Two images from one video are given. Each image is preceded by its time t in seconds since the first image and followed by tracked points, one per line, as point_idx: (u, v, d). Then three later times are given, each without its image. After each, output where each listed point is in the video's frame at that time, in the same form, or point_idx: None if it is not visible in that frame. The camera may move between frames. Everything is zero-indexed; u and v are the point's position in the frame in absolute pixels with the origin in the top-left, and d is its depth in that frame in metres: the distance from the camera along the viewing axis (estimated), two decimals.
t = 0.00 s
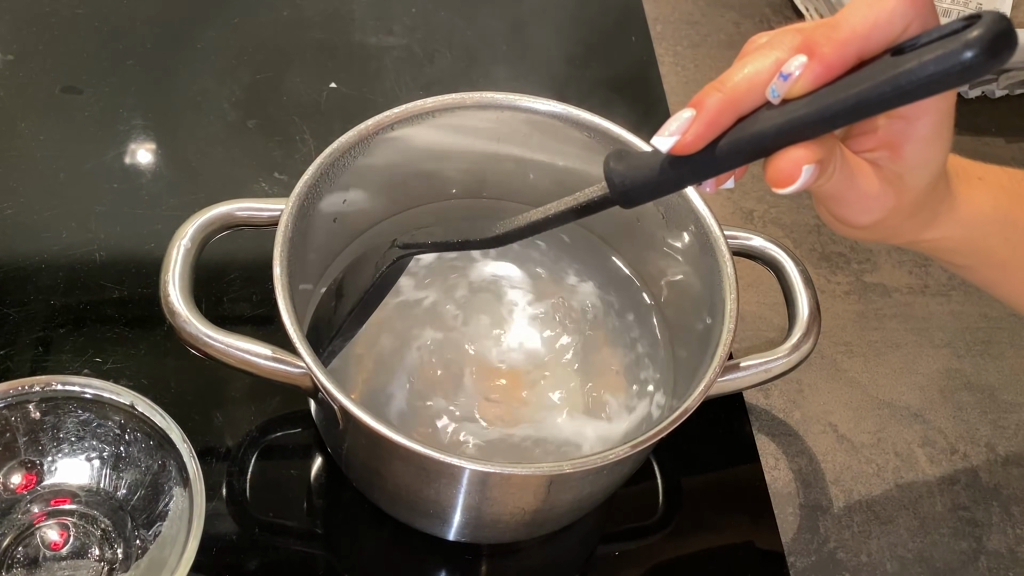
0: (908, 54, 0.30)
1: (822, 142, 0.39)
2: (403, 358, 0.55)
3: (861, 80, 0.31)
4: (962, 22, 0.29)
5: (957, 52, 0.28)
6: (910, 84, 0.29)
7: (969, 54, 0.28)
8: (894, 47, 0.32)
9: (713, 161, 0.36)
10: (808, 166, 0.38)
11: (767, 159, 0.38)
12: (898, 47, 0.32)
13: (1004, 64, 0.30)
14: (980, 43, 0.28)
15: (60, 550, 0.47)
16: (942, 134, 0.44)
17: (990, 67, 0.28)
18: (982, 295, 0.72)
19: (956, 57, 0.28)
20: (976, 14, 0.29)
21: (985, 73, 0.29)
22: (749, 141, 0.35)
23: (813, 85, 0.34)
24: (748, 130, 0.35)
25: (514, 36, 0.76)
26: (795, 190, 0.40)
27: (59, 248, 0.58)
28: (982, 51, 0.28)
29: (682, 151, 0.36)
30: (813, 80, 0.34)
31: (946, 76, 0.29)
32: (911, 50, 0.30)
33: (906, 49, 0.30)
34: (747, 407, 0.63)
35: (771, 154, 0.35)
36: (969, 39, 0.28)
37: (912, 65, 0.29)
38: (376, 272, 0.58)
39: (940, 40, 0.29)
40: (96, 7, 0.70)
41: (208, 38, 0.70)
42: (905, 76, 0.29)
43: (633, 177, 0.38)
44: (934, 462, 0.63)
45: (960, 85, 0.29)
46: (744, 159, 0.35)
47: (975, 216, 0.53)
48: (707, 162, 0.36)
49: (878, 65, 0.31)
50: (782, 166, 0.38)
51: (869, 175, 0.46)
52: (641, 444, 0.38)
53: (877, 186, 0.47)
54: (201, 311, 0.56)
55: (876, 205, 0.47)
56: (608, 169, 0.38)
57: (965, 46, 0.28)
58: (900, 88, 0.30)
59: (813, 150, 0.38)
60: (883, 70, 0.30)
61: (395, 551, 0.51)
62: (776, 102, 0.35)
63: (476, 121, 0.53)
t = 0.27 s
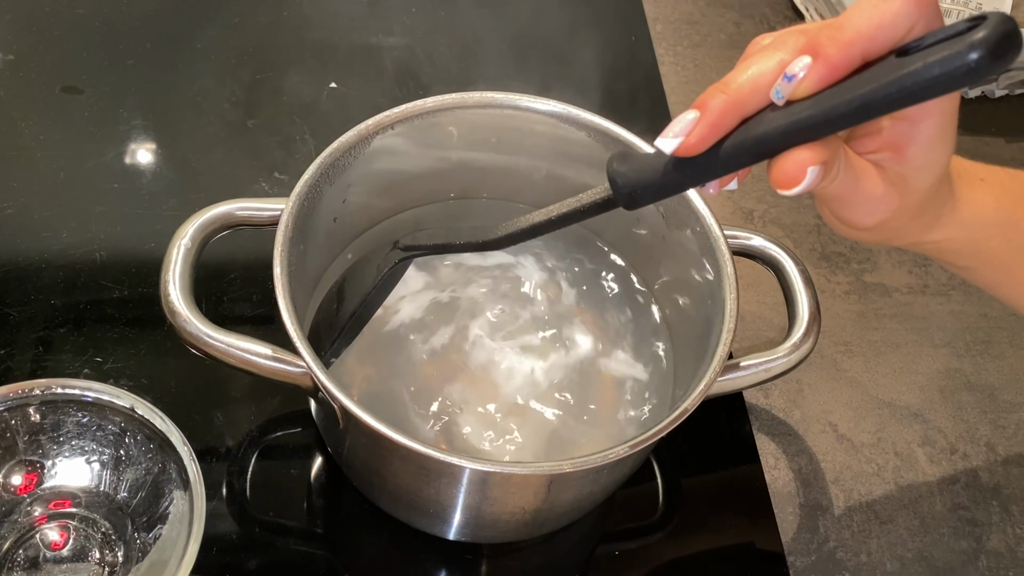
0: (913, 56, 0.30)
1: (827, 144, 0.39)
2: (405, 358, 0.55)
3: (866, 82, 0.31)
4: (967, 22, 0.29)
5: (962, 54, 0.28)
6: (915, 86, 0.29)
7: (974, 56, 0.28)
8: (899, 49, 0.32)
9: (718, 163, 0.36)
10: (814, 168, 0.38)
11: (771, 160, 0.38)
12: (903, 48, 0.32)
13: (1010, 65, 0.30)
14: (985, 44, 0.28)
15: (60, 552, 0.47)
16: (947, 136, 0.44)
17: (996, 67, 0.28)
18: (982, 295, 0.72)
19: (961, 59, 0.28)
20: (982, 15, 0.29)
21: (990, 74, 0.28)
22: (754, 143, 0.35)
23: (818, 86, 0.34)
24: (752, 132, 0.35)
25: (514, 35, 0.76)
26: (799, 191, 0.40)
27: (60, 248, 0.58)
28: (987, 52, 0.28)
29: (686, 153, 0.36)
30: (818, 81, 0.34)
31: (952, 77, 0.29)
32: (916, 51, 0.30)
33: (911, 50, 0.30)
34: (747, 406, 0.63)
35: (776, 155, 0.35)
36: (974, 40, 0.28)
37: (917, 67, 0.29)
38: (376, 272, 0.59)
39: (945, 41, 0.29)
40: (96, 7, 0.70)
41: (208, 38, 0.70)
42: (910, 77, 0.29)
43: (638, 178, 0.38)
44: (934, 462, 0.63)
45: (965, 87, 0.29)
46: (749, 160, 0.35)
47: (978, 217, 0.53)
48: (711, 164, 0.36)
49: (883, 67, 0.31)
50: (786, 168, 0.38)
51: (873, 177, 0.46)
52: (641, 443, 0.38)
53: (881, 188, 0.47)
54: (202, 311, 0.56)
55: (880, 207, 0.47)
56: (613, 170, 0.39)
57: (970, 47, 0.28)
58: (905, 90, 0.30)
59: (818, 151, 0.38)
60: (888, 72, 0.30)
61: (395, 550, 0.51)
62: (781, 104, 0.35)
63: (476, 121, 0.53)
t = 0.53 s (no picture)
0: (915, 59, 0.30)
1: (828, 146, 0.39)
2: (405, 358, 0.55)
3: (867, 84, 0.31)
4: (969, 24, 0.29)
5: (964, 56, 0.28)
6: (916, 88, 0.29)
7: (976, 58, 0.28)
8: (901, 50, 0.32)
9: (719, 165, 0.36)
10: (815, 169, 0.38)
11: (773, 162, 0.38)
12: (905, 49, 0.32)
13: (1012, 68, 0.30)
14: (987, 46, 0.28)
15: (60, 552, 0.47)
16: (948, 138, 0.44)
17: (998, 69, 0.28)
18: (982, 295, 0.72)
19: (964, 61, 0.28)
20: (984, 17, 0.29)
21: (993, 76, 0.28)
22: (755, 145, 0.35)
23: (819, 88, 0.34)
24: (754, 134, 0.35)
25: (513, 35, 0.76)
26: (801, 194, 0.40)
27: (60, 248, 0.58)
28: (990, 54, 0.28)
29: (688, 154, 0.36)
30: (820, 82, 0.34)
31: (954, 79, 0.29)
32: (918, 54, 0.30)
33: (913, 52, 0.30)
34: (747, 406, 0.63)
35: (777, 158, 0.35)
36: (976, 42, 0.28)
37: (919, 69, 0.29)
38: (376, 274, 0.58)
39: (947, 43, 0.29)
40: (96, 7, 0.70)
41: (208, 38, 0.70)
42: (912, 79, 0.29)
43: (639, 180, 0.38)
44: (934, 462, 0.63)
45: (966, 89, 0.29)
46: (751, 162, 0.35)
47: (979, 218, 0.53)
48: (713, 166, 0.36)
49: (885, 69, 0.31)
50: (788, 170, 0.38)
51: (876, 180, 0.46)
52: (640, 443, 0.38)
53: (884, 190, 0.47)
54: (201, 312, 0.56)
55: (883, 208, 0.47)
56: (613, 172, 0.39)
57: (973, 50, 0.28)
58: (908, 92, 0.30)
59: (820, 153, 0.38)
60: (890, 74, 0.30)
61: (395, 550, 0.51)
62: (782, 106, 0.35)
63: (476, 121, 0.53)
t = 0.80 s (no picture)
0: (918, 59, 0.30)
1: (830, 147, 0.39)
2: (406, 359, 0.55)
3: (870, 85, 0.31)
4: (971, 25, 0.29)
5: (967, 57, 0.28)
6: (919, 89, 0.29)
7: (979, 59, 0.28)
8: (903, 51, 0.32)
9: (720, 167, 0.36)
10: (817, 171, 0.38)
11: (775, 164, 0.38)
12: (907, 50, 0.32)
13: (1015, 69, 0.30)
14: (990, 47, 0.28)
15: (60, 549, 0.47)
16: (950, 139, 0.43)
17: (1000, 70, 0.28)
18: (982, 295, 0.72)
19: (966, 62, 0.28)
20: (986, 18, 0.29)
21: (996, 77, 0.28)
22: (757, 146, 0.35)
23: (823, 88, 0.34)
24: (755, 136, 0.35)
25: (513, 35, 0.76)
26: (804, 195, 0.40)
27: (60, 248, 0.58)
28: (993, 55, 0.28)
29: (690, 156, 0.36)
30: (822, 83, 0.34)
31: (956, 80, 0.29)
32: (920, 55, 0.30)
33: (916, 52, 0.30)
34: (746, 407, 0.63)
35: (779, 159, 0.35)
36: (979, 43, 0.28)
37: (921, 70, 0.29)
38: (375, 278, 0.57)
39: (950, 44, 0.29)
40: (96, 7, 0.70)
41: (208, 38, 0.70)
42: (915, 80, 0.29)
43: (640, 181, 0.38)
44: (934, 462, 0.63)
45: (969, 90, 0.29)
46: (753, 163, 0.35)
47: (980, 219, 0.53)
48: (714, 167, 0.36)
49: (887, 69, 0.31)
50: (791, 171, 0.38)
51: (877, 182, 0.46)
52: (640, 444, 0.38)
53: (886, 191, 0.47)
54: (201, 312, 0.56)
55: (885, 209, 0.48)
56: (614, 174, 0.39)
57: (975, 51, 0.28)
58: (911, 93, 0.30)
59: (822, 155, 0.38)
60: (892, 74, 0.30)
61: (395, 550, 0.51)
62: (783, 107, 0.35)
63: (476, 121, 0.53)
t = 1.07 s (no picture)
0: (922, 59, 0.30)
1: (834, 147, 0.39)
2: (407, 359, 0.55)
3: (873, 85, 0.31)
4: (975, 24, 0.29)
5: (971, 57, 0.28)
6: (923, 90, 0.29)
7: (983, 59, 0.28)
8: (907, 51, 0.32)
9: (724, 168, 0.36)
10: (821, 171, 0.38)
11: (779, 164, 0.38)
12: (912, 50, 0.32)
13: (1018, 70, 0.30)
14: (994, 47, 0.28)
15: (60, 554, 0.47)
16: (953, 139, 0.43)
17: (1004, 70, 0.28)
18: (982, 295, 0.72)
19: (970, 61, 0.28)
20: (989, 17, 0.29)
21: (1000, 77, 0.28)
22: (761, 146, 0.35)
23: (826, 89, 0.34)
24: (759, 137, 0.35)
25: (514, 35, 0.76)
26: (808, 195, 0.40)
27: (59, 248, 0.58)
28: (997, 55, 0.28)
29: (693, 157, 0.36)
30: (825, 83, 0.34)
31: (961, 80, 0.28)
32: (924, 54, 0.30)
33: (919, 52, 0.30)
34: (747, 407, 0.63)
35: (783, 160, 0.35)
36: (983, 43, 0.28)
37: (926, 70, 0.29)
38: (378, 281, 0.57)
39: (953, 44, 0.29)
40: (96, 7, 0.70)
41: (208, 38, 0.70)
42: (918, 80, 0.29)
43: (642, 183, 0.38)
44: (934, 462, 0.63)
45: (973, 90, 0.29)
46: (756, 164, 0.35)
47: (983, 219, 0.53)
48: (718, 168, 0.36)
49: (891, 70, 0.31)
50: (794, 171, 0.38)
51: (881, 182, 0.46)
52: (640, 444, 0.38)
53: (889, 192, 0.47)
54: (201, 312, 0.56)
55: (889, 210, 0.47)
56: (619, 176, 0.39)
57: (979, 50, 0.28)
58: (915, 93, 0.29)
59: (826, 155, 0.38)
60: (896, 75, 0.30)
61: (395, 550, 0.51)
62: (788, 107, 0.35)
63: (476, 121, 0.53)
